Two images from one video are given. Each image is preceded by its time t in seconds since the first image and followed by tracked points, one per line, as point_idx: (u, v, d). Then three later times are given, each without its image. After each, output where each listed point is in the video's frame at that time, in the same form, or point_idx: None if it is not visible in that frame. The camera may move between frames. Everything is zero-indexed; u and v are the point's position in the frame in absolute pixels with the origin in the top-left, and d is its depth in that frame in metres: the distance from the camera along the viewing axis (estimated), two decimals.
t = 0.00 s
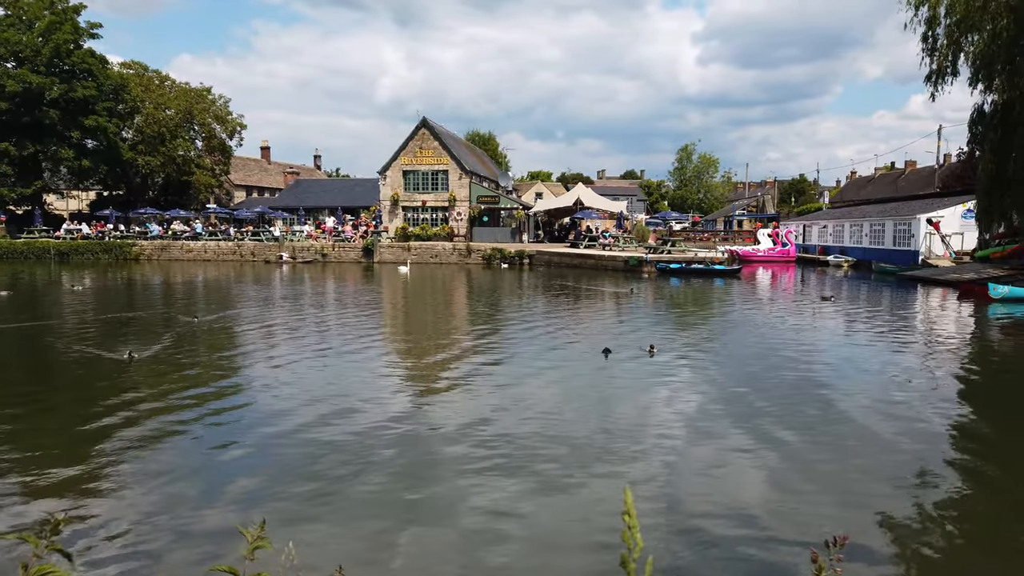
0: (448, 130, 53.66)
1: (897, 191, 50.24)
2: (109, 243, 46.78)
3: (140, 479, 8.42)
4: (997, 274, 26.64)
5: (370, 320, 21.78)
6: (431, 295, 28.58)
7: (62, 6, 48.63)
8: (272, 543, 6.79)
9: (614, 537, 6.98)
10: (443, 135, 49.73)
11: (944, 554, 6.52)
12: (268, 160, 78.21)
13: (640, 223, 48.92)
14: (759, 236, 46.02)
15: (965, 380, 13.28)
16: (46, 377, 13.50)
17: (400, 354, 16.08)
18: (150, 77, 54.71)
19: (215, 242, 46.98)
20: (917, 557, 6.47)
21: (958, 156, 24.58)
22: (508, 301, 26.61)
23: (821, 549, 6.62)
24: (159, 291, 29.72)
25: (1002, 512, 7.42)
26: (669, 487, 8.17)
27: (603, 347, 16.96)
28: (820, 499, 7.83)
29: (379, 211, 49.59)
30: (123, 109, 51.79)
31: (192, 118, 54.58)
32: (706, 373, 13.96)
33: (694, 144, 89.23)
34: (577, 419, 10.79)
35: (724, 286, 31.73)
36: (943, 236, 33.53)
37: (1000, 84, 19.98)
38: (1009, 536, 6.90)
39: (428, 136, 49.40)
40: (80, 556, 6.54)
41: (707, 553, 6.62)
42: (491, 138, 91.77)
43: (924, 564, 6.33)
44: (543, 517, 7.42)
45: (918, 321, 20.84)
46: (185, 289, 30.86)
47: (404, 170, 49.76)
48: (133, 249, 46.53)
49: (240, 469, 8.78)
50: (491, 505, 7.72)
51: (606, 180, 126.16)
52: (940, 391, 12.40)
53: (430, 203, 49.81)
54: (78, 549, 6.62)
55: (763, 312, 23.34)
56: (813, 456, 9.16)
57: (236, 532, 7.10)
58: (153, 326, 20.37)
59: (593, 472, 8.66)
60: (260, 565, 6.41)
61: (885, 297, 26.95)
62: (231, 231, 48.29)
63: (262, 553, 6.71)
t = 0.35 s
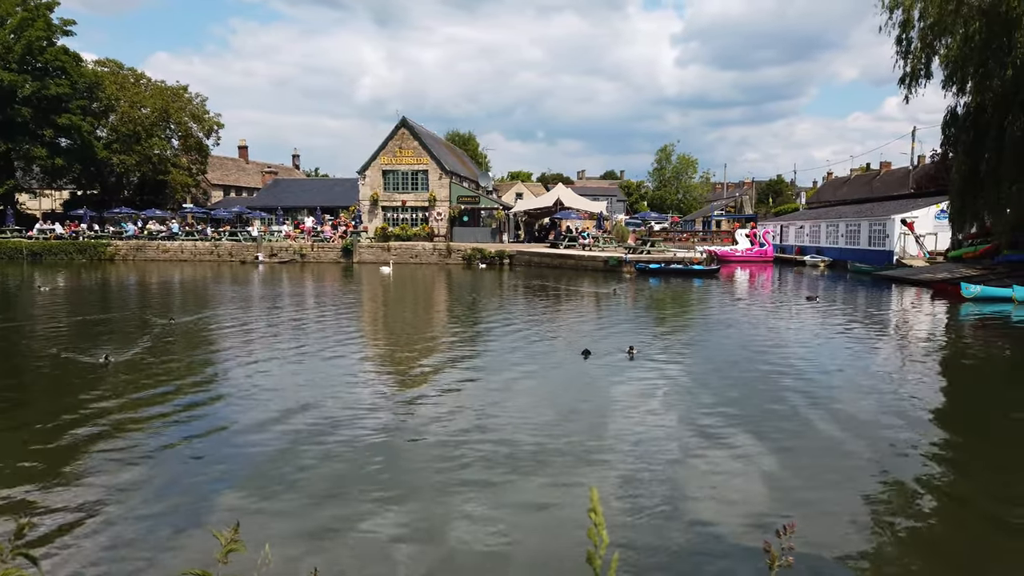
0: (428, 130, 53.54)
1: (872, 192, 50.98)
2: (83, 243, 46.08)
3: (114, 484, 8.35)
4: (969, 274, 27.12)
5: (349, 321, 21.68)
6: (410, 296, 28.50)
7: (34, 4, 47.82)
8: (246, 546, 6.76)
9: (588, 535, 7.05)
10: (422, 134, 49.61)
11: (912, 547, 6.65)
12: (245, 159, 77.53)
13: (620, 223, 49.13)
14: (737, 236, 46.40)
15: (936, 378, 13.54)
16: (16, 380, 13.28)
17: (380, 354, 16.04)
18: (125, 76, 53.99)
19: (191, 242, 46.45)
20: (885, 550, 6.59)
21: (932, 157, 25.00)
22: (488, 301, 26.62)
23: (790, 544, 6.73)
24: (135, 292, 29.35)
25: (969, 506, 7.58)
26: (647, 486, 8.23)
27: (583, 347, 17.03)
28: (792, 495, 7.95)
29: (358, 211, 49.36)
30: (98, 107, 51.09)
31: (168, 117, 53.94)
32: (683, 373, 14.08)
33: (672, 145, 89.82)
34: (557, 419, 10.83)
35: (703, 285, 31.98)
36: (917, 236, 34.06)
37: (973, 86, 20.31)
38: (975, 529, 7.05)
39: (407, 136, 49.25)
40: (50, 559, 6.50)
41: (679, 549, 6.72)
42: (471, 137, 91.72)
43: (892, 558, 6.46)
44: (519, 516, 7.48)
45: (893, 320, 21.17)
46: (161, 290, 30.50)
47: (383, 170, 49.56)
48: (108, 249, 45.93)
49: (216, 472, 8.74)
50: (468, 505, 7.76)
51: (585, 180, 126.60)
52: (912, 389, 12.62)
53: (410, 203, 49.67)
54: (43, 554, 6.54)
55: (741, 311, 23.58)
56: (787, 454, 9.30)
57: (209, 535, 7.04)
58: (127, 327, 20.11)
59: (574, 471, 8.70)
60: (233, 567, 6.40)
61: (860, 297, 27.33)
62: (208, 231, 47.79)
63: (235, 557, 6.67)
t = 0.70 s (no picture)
0: (406, 130, 53.37)
1: (847, 192, 51.63)
2: (55, 243, 45.35)
3: (88, 493, 8.16)
4: (941, 273, 27.57)
5: (327, 322, 21.51)
6: (389, 296, 28.41)
7: None
8: (220, 550, 6.71)
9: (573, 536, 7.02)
10: (401, 134, 49.45)
11: (894, 547, 6.69)
12: (221, 159, 76.76)
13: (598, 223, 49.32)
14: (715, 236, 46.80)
15: (912, 376, 13.73)
16: None
17: (359, 356, 15.98)
18: (97, 73, 53.21)
19: (166, 242, 45.92)
20: (869, 550, 6.62)
21: (905, 158, 25.39)
22: (467, 302, 26.61)
23: (774, 544, 6.75)
24: (108, 293, 28.90)
25: (949, 504, 7.65)
26: (627, 486, 8.28)
27: (563, 347, 17.10)
28: (774, 495, 7.99)
29: (336, 211, 49.10)
30: (70, 105, 50.28)
31: (143, 116, 53.25)
32: (663, 373, 14.13)
33: (650, 145, 90.33)
34: (539, 419, 10.88)
35: (681, 285, 32.24)
36: (891, 237, 34.56)
37: (945, 89, 20.68)
38: (955, 527, 7.12)
39: (386, 136, 49.07)
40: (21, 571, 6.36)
41: (663, 550, 6.73)
42: (449, 137, 91.60)
43: (875, 557, 6.49)
44: (503, 517, 7.42)
45: (868, 319, 21.48)
46: (136, 291, 30.13)
47: (362, 170, 49.33)
48: (81, 250, 45.25)
49: (194, 478, 8.60)
50: (451, 507, 7.73)
51: (563, 180, 126.93)
52: (889, 387, 12.77)
53: (389, 203, 49.49)
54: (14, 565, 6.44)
55: (718, 311, 23.81)
56: (769, 454, 9.34)
57: (182, 540, 6.98)
58: (101, 329, 19.84)
59: (555, 471, 8.74)
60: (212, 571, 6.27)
61: (835, 297, 27.69)
62: (183, 232, 47.26)
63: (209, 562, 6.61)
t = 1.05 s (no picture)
0: (383, 130, 53.19)
1: (820, 193, 52.29)
2: (25, 243, 44.60)
3: (57, 493, 8.08)
4: (911, 273, 28.08)
5: (303, 323, 21.38)
6: (366, 296, 28.35)
7: None
8: (189, 552, 6.69)
9: (545, 533, 7.12)
10: (378, 134, 49.29)
11: (862, 543, 6.80)
12: (195, 158, 75.95)
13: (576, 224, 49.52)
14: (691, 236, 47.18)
15: (882, 375, 13.97)
16: None
17: (336, 357, 15.93)
18: (68, 71, 52.38)
19: (139, 242, 45.37)
20: (835, 547, 6.74)
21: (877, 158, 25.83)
22: (445, 302, 26.63)
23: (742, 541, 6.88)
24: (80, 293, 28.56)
25: (914, 500, 7.81)
26: (601, 485, 8.35)
27: (540, 348, 17.19)
28: (744, 492, 8.14)
29: (313, 211, 48.81)
30: (39, 103, 49.47)
31: (115, 114, 52.54)
32: (639, 374, 14.23)
33: (628, 146, 90.81)
34: (515, 419, 10.94)
35: (657, 285, 32.53)
36: (863, 237, 35.09)
37: (914, 91, 21.09)
38: (921, 523, 7.24)
39: (362, 136, 48.88)
40: None
41: (634, 548, 6.80)
42: (428, 137, 91.43)
43: (842, 553, 6.61)
44: (478, 516, 7.48)
45: (840, 318, 21.84)
46: (108, 291, 29.75)
47: (338, 169, 49.09)
48: (51, 250, 44.56)
49: (166, 480, 8.54)
50: (425, 508, 7.74)
51: (541, 180, 127.21)
52: (858, 387, 13.01)
53: (366, 203, 49.30)
54: None
55: (694, 310, 24.07)
56: (742, 452, 9.48)
57: (151, 542, 6.93)
58: (72, 331, 19.58)
59: (530, 471, 8.78)
60: (180, 574, 6.28)
61: (808, 296, 28.08)
62: (157, 232, 46.72)
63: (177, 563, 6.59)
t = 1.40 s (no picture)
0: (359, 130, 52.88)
1: (794, 194, 52.94)
2: None
3: (26, 497, 7.91)
4: (883, 273, 28.54)
5: (279, 324, 21.20)
6: (343, 297, 28.22)
7: None
8: (161, 553, 6.56)
9: (531, 531, 7.07)
10: (354, 134, 49.00)
11: (837, 539, 6.81)
12: (167, 158, 74.96)
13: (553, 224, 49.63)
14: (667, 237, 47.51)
15: (856, 372, 14.15)
16: None
17: (313, 358, 15.80)
18: (36, 68, 51.39)
19: (110, 242, 44.70)
20: (815, 542, 6.75)
21: (850, 159, 26.21)
22: (422, 303, 26.56)
23: (722, 538, 6.89)
24: (48, 295, 28.05)
25: (888, 495, 7.86)
26: (584, 483, 8.33)
27: (517, 348, 17.19)
28: (723, 488, 8.16)
29: (287, 211, 48.41)
30: (6, 101, 48.48)
31: (84, 113, 51.65)
32: (617, 374, 14.26)
33: (603, 147, 91.29)
34: (495, 419, 10.92)
35: (633, 285, 32.75)
36: (836, 237, 35.60)
37: (886, 93, 21.44)
38: (899, 517, 7.27)
39: (338, 135, 48.57)
40: None
41: (617, 545, 6.77)
42: (404, 137, 91.18)
43: (818, 548, 6.62)
44: (459, 514, 7.42)
45: (814, 317, 22.12)
46: (79, 293, 29.28)
47: (313, 169, 48.73)
48: (19, 251, 43.73)
49: (140, 483, 8.36)
50: (406, 505, 7.66)
51: (517, 181, 127.39)
52: (834, 384, 13.16)
53: (342, 203, 49.00)
54: None
55: (670, 310, 24.26)
56: (723, 449, 9.53)
57: (122, 546, 6.79)
58: (41, 333, 19.22)
59: (511, 469, 8.74)
60: None
61: (783, 296, 28.43)
62: (128, 232, 46.04)
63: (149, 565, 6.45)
